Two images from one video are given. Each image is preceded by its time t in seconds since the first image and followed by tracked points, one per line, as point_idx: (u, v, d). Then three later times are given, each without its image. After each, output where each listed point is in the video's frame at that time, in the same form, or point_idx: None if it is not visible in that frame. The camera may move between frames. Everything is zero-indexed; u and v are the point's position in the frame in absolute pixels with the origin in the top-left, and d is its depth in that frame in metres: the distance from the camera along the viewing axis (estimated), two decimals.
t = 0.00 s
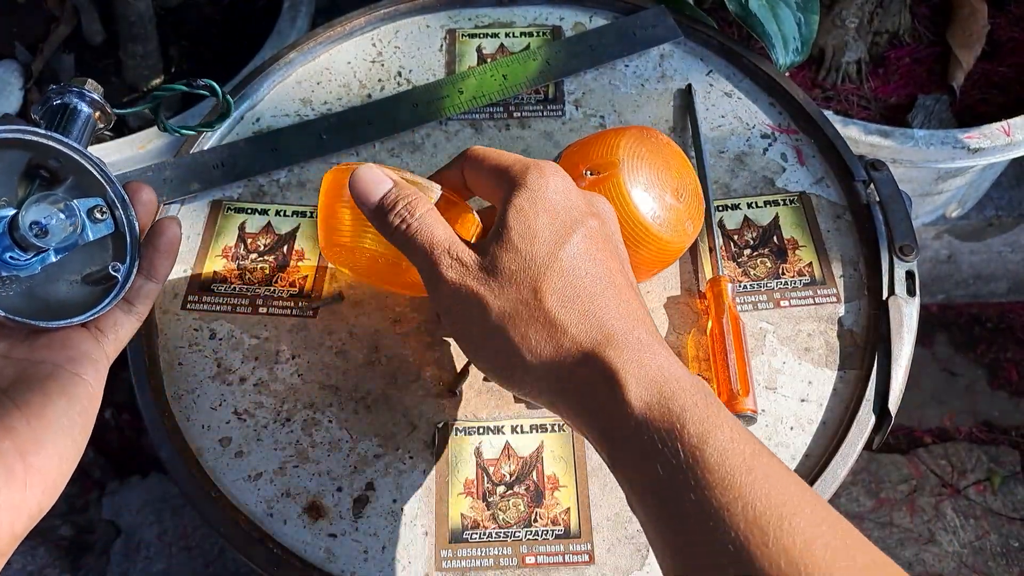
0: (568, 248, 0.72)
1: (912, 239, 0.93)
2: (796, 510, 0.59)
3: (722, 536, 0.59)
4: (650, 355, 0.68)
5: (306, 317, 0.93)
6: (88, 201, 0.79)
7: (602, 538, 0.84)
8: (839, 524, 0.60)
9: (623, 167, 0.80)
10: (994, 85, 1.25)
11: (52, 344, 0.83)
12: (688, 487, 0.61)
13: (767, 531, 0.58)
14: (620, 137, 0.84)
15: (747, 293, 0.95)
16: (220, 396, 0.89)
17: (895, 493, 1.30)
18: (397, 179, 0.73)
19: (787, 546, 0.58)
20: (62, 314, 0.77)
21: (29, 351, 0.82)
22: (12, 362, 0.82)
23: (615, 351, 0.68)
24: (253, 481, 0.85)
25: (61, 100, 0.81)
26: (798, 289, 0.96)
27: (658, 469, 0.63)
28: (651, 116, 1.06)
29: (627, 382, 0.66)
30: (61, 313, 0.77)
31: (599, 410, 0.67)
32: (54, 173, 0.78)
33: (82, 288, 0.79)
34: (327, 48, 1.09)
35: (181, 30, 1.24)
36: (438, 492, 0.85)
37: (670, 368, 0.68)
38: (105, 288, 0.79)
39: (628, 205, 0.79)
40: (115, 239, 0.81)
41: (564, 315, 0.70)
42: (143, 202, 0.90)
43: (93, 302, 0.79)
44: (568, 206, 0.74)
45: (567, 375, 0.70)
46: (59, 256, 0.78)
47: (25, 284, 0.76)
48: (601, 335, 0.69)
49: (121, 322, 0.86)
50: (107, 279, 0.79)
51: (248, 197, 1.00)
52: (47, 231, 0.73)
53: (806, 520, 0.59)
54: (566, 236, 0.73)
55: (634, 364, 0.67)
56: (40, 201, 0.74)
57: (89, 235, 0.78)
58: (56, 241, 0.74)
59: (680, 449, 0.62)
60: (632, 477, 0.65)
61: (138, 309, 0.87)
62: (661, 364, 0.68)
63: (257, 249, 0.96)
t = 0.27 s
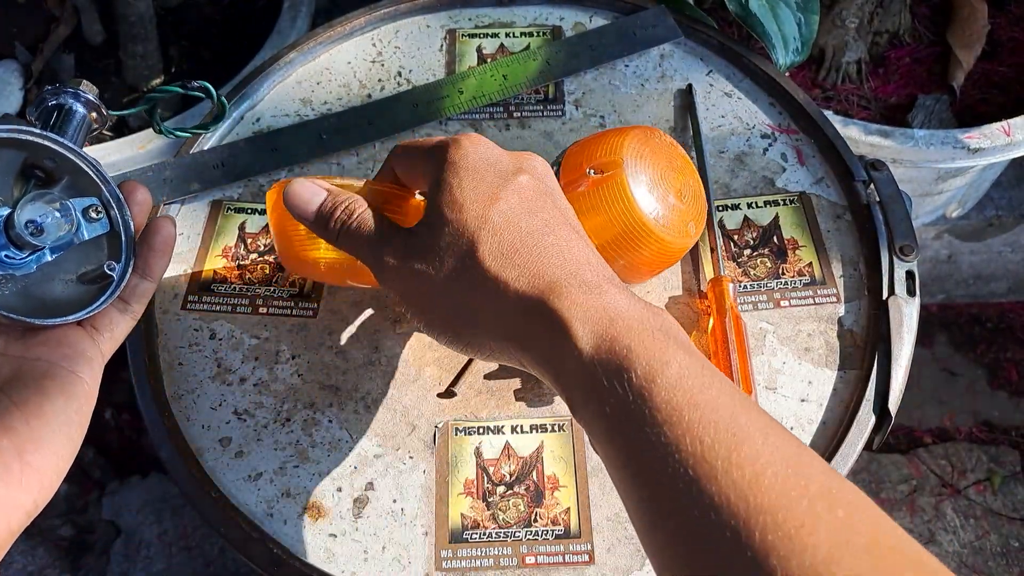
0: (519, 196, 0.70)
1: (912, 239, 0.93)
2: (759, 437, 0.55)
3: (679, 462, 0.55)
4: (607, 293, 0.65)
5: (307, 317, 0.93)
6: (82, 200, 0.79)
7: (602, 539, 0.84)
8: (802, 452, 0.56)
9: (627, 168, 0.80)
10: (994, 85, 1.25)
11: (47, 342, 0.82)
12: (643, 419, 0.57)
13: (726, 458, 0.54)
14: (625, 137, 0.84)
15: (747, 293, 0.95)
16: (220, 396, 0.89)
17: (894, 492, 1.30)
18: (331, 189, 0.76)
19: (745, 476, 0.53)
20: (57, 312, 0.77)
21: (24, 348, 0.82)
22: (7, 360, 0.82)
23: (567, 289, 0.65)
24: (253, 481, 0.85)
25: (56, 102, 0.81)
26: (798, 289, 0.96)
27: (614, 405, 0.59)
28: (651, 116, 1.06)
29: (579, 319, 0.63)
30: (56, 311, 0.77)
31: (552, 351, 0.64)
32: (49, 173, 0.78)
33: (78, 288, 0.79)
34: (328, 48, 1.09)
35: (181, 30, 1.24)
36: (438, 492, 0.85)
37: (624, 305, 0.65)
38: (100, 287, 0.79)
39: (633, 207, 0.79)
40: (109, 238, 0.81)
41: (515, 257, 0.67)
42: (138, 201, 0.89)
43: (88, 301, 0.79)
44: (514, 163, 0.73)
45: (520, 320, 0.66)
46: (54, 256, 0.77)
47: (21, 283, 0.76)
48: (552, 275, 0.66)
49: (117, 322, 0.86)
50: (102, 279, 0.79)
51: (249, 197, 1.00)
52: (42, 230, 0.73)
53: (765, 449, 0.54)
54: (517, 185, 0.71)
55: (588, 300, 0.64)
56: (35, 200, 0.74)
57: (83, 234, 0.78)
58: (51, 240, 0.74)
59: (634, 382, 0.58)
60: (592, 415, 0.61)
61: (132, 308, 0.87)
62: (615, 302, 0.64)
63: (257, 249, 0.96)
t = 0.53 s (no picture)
0: (520, 246, 0.67)
1: (913, 239, 0.93)
2: (791, 491, 0.49)
3: (700, 520, 0.50)
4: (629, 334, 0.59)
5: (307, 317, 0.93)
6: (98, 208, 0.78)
7: (602, 539, 0.84)
8: (830, 492, 0.50)
9: (603, 164, 0.80)
10: (994, 85, 1.25)
11: (56, 348, 0.83)
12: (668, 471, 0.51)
13: (753, 509, 0.48)
14: (602, 133, 0.84)
15: (748, 293, 0.95)
16: (220, 396, 0.89)
17: (895, 493, 1.30)
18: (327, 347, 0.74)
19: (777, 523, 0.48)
20: (67, 319, 0.77)
21: (33, 353, 0.83)
22: (16, 365, 0.82)
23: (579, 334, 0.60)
24: (253, 481, 0.85)
25: (78, 110, 0.82)
26: (798, 289, 0.96)
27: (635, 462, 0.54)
28: (651, 116, 1.06)
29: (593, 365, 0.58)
30: (66, 319, 0.77)
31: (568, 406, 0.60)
32: (65, 181, 0.78)
33: (88, 294, 0.79)
34: (328, 48, 1.09)
35: (181, 30, 1.24)
36: (438, 492, 0.85)
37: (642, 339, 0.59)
38: (111, 295, 0.80)
39: (611, 201, 0.80)
40: (122, 247, 0.81)
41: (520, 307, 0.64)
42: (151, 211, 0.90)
43: (99, 309, 0.79)
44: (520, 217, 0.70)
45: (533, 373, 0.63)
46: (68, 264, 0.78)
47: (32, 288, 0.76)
48: (559, 317, 0.62)
49: (122, 330, 0.86)
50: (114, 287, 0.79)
51: (249, 197, 1.00)
52: (59, 237, 0.73)
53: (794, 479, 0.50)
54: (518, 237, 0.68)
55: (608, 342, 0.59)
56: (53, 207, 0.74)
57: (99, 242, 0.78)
58: (67, 247, 0.74)
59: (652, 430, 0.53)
60: (616, 474, 0.56)
61: (139, 317, 0.87)
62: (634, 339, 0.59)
63: (257, 249, 0.96)
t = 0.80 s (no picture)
0: (548, 305, 0.76)
1: (913, 240, 0.93)
2: (805, 561, 0.57)
3: None
4: (643, 391, 0.70)
5: (307, 317, 0.93)
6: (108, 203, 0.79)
7: (602, 539, 0.84)
8: (830, 547, 0.59)
9: (625, 167, 0.80)
10: (994, 85, 1.25)
11: (67, 342, 0.83)
12: (670, 541, 0.59)
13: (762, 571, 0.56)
14: (624, 136, 0.83)
15: (748, 293, 0.95)
16: (220, 396, 0.88)
17: (895, 493, 1.30)
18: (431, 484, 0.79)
19: None
20: (77, 313, 0.77)
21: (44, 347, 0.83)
22: (28, 359, 0.82)
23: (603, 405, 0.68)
24: (253, 481, 0.85)
25: (87, 104, 0.82)
26: (799, 289, 0.96)
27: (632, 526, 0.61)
28: (652, 116, 1.06)
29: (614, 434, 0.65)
30: (76, 313, 0.77)
31: (591, 472, 0.65)
32: (74, 175, 0.79)
33: (96, 289, 0.79)
34: (327, 48, 1.09)
35: (181, 30, 1.24)
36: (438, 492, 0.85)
37: (661, 404, 0.69)
38: (121, 290, 0.79)
39: (629, 204, 0.79)
40: (132, 242, 0.81)
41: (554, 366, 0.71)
42: (161, 204, 0.89)
43: (108, 304, 0.78)
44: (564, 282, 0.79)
45: (553, 433, 0.68)
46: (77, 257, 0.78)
47: (43, 281, 0.76)
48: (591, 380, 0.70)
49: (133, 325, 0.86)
50: (123, 282, 0.79)
51: (248, 197, 1.00)
52: (69, 232, 0.73)
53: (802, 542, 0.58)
54: (551, 298, 0.77)
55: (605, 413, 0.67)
56: (64, 202, 0.74)
57: (108, 236, 0.78)
58: (77, 242, 0.74)
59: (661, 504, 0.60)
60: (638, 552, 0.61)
61: (149, 310, 0.86)
62: (648, 398, 0.69)
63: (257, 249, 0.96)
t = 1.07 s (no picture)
0: (527, 326, 0.77)
1: (913, 239, 0.93)
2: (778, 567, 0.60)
3: None
4: (624, 411, 0.70)
5: (307, 316, 0.93)
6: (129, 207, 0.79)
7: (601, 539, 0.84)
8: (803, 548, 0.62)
9: (623, 166, 0.80)
10: (993, 85, 1.25)
11: (86, 345, 0.83)
12: (651, 558, 0.62)
13: None
14: (620, 136, 0.84)
15: (747, 293, 0.96)
16: (220, 395, 0.89)
17: (895, 492, 1.30)
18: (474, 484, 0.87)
19: None
20: (95, 318, 0.76)
21: (64, 351, 0.83)
22: (49, 362, 0.82)
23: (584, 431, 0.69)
24: (253, 481, 0.85)
25: (109, 108, 0.83)
26: (798, 289, 0.96)
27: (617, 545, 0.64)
28: (651, 116, 1.06)
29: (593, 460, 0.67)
30: (96, 317, 0.76)
31: (578, 495, 0.67)
32: (95, 178, 0.79)
33: (116, 293, 0.78)
34: (328, 48, 1.09)
35: (181, 30, 1.24)
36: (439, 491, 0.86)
37: (642, 420, 0.70)
38: (139, 295, 0.79)
39: (626, 203, 0.80)
40: (151, 247, 0.81)
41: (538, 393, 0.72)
42: (181, 211, 0.90)
43: (127, 308, 0.78)
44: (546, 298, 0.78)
45: (538, 454, 0.70)
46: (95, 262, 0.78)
47: (60, 287, 0.75)
48: (572, 407, 0.71)
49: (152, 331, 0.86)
50: (142, 287, 0.79)
51: (249, 197, 1.00)
52: (89, 236, 0.72)
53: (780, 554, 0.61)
54: (531, 319, 0.77)
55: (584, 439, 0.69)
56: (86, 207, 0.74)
57: (128, 240, 0.78)
58: (98, 246, 0.73)
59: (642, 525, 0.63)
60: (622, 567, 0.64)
61: (166, 314, 0.86)
62: (628, 420, 0.70)
63: (257, 249, 0.96)
